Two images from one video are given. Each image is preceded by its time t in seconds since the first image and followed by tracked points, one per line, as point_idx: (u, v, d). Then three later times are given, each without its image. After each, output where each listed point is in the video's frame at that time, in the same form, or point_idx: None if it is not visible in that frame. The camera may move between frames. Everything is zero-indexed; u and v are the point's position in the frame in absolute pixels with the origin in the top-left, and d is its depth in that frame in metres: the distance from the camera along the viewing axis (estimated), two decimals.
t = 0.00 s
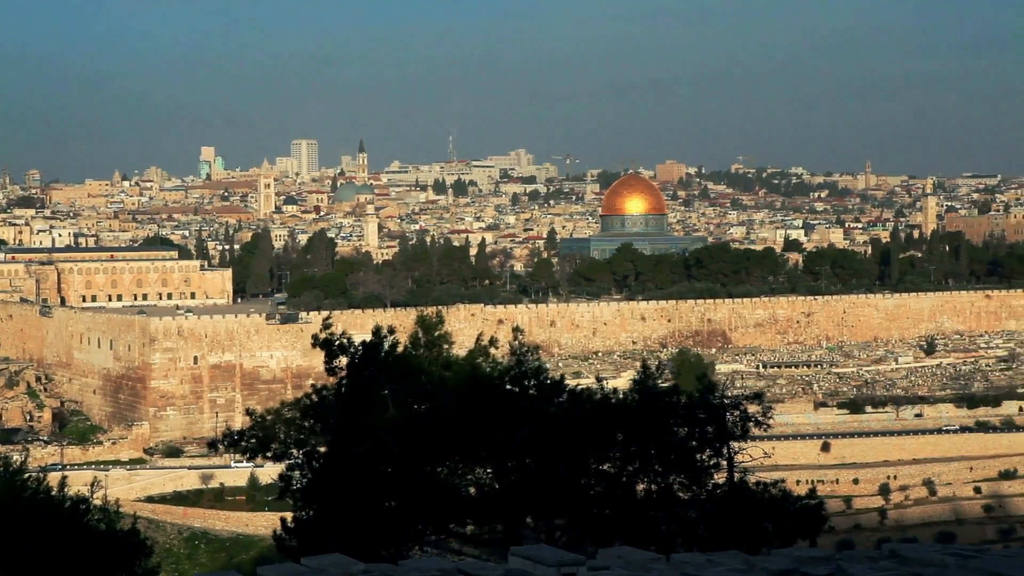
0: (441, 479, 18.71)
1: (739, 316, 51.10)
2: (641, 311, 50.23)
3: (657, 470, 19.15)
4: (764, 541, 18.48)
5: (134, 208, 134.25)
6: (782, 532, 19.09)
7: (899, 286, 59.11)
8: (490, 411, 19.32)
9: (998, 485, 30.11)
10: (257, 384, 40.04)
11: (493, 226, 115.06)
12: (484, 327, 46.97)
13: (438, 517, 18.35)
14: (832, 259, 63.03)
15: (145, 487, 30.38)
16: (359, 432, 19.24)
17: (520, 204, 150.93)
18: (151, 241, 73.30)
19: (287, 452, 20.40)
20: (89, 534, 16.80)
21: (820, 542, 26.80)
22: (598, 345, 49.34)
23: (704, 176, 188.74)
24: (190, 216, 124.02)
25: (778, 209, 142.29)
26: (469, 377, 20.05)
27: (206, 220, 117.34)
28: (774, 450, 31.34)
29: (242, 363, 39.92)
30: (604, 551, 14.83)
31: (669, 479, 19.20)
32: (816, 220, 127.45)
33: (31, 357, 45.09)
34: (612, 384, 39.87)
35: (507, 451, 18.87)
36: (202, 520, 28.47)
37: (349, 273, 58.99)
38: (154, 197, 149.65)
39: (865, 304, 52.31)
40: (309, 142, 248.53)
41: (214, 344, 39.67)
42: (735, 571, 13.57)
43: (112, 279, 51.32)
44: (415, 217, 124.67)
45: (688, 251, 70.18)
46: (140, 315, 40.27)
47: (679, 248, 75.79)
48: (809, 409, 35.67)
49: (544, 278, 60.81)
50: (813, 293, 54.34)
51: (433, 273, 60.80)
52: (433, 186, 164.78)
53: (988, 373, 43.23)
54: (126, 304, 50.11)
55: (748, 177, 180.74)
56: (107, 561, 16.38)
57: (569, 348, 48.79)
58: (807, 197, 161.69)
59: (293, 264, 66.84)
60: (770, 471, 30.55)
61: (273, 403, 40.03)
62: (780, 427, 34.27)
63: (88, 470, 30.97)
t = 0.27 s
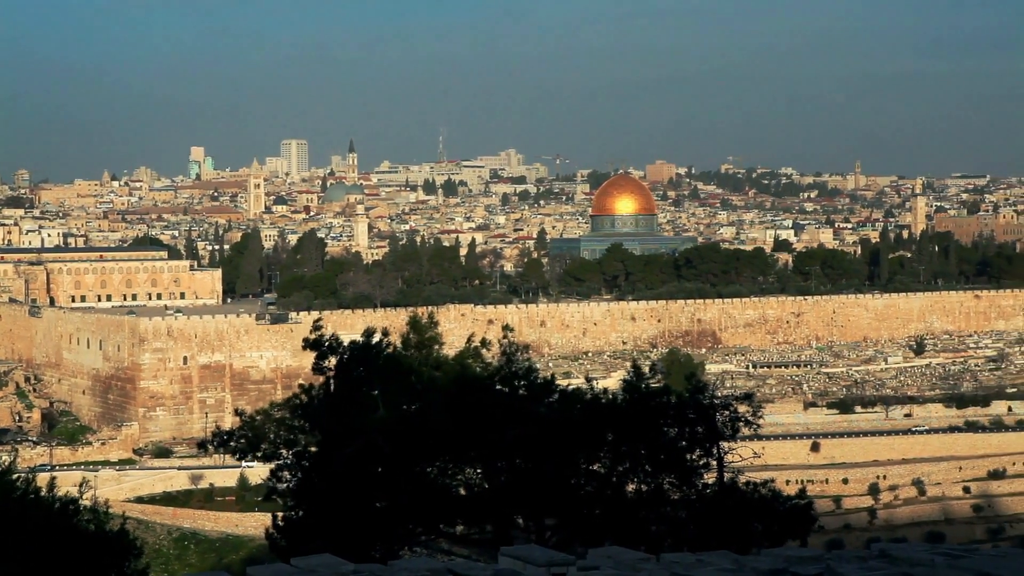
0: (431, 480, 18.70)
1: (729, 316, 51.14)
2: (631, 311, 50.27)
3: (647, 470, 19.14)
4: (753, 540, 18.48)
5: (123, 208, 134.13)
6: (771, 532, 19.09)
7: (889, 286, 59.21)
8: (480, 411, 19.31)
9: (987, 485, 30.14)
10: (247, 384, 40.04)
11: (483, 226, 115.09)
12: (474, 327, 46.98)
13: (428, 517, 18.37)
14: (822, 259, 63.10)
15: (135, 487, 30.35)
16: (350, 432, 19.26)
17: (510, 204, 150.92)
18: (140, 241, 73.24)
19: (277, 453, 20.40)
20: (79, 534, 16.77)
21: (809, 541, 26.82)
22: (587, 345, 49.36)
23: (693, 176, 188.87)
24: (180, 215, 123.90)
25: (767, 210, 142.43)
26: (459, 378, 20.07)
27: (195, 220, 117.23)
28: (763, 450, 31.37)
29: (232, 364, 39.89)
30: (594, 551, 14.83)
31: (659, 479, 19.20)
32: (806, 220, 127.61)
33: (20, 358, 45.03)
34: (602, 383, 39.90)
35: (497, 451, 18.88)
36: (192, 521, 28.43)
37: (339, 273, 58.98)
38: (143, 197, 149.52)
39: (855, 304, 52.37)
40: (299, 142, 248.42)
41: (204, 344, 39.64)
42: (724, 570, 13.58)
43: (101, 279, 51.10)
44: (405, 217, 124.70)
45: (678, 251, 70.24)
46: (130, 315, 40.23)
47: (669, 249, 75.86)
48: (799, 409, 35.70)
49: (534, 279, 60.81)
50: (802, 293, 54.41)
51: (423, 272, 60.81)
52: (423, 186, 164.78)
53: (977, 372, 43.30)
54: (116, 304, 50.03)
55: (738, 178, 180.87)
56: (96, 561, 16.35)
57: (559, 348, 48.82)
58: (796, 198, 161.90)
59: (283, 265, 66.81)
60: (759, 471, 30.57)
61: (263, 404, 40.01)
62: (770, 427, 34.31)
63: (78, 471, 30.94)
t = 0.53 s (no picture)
0: (424, 480, 18.71)
1: (722, 316, 51.14)
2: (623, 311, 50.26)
3: (639, 469, 19.15)
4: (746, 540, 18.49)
5: (115, 208, 133.94)
6: (763, 532, 19.09)
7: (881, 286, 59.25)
8: (472, 411, 19.33)
9: (979, 485, 30.16)
10: (239, 384, 39.99)
11: (476, 226, 115.02)
12: (467, 328, 46.95)
13: (420, 517, 18.38)
14: (814, 260, 63.13)
15: (126, 488, 30.33)
16: (342, 432, 19.25)
17: (503, 204, 150.90)
18: (132, 241, 73.12)
19: (269, 452, 20.41)
20: (70, 534, 16.79)
21: (802, 541, 26.81)
22: (580, 345, 49.35)
23: (686, 176, 188.88)
24: (172, 216, 123.74)
25: (759, 210, 142.50)
26: (451, 378, 20.06)
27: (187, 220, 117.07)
28: (756, 450, 31.36)
29: (224, 364, 39.86)
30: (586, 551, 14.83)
31: (651, 479, 19.20)
32: (799, 220, 127.68)
33: (12, 358, 44.96)
34: (594, 383, 39.90)
35: (489, 451, 18.88)
36: (184, 521, 28.41)
37: (331, 273, 58.93)
38: (136, 197, 149.32)
39: (847, 304, 52.40)
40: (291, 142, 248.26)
41: (196, 345, 39.61)
42: (717, 570, 13.59)
43: (93, 279, 51.02)
44: (398, 217, 124.66)
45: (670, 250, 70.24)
46: (121, 315, 40.19)
47: (661, 249, 75.86)
48: (792, 409, 35.70)
49: (526, 279, 60.77)
50: (794, 293, 54.45)
51: (416, 272, 60.78)
52: (416, 186, 164.68)
53: (969, 372, 43.32)
54: (109, 305, 49.94)
55: (730, 178, 180.88)
56: (87, 561, 16.37)
57: (551, 348, 48.80)
58: (788, 198, 161.99)
59: (275, 265, 66.73)
60: (752, 471, 30.58)
61: (255, 404, 39.99)
62: (762, 427, 34.30)
63: (69, 471, 30.91)
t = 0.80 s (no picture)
0: (416, 480, 18.72)
1: (713, 316, 51.17)
2: (615, 311, 50.28)
3: (631, 469, 19.15)
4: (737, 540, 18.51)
5: (107, 208, 133.84)
6: (755, 532, 19.10)
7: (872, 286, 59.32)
8: (463, 411, 19.33)
9: (970, 485, 30.18)
10: (231, 384, 39.97)
11: (469, 227, 115.00)
12: (459, 327, 46.94)
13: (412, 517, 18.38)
14: (805, 260, 63.19)
15: (118, 488, 30.32)
16: (334, 432, 19.27)
17: (495, 204, 150.93)
18: (123, 241, 73.06)
19: (261, 452, 20.40)
20: (61, 534, 16.78)
21: (793, 541, 26.83)
22: (572, 345, 49.36)
23: (678, 176, 188.96)
24: (164, 216, 123.64)
25: (751, 210, 142.61)
26: (443, 378, 20.07)
27: (178, 220, 117.00)
28: (747, 449, 31.38)
29: (216, 364, 39.83)
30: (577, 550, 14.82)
31: (642, 479, 19.20)
32: (791, 220, 127.78)
33: (3, 358, 44.90)
34: (586, 383, 39.92)
35: (480, 451, 18.90)
36: (175, 521, 28.38)
37: (323, 273, 58.92)
38: (127, 197, 149.20)
39: (839, 304, 52.47)
40: (283, 142, 248.16)
41: (187, 345, 39.58)
42: (708, 570, 13.59)
43: (84, 279, 50.95)
44: (390, 217, 124.68)
45: (662, 250, 70.26)
46: (113, 315, 40.16)
47: (653, 249, 75.89)
48: (783, 409, 35.71)
49: (518, 279, 60.77)
50: (786, 293, 54.49)
51: (408, 272, 60.78)
52: (408, 186, 164.63)
53: (960, 372, 43.37)
54: (100, 306, 49.85)
55: (722, 178, 180.95)
56: (77, 561, 16.36)
57: (543, 348, 48.80)
58: (780, 198, 162.11)
59: (267, 265, 66.68)
60: (743, 471, 30.61)
61: (247, 404, 39.98)
62: (754, 427, 34.32)
63: (60, 471, 30.89)
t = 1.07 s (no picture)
0: (407, 481, 18.72)
1: (704, 316, 51.21)
2: (606, 311, 50.30)
3: (622, 469, 19.16)
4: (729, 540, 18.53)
5: (97, 208, 133.71)
6: (746, 531, 19.13)
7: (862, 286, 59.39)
8: (455, 412, 19.33)
9: (960, 485, 30.21)
10: (222, 385, 39.95)
11: (460, 227, 114.97)
12: (450, 327, 46.94)
13: (403, 517, 18.39)
14: (796, 260, 63.24)
15: (109, 488, 30.26)
16: (325, 432, 19.26)
17: (486, 204, 150.93)
18: (114, 241, 72.99)
19: (251, 453, 20.39)
20: (53, 535, 16.77)
21: (784, 541, 26.83)
22: (563, 346, 49.35)
23: (669, 176, 189.04)
24: (154, 216, 123.54)
25: (742, 210, 142.73)
26: (434, 378, 20.07)
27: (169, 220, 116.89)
28: (738, 449, 31.41)
29: (206, 364, 39.81)
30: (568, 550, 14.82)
31: (634, 479, 19.21)
32: (781, 220, 127.99)
33: None
34: (577, 383, 39.93)
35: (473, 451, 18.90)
36: (166, 522, 28.36)
37: (313, 274, 58.90)
38: (117, 197, 149.06)
39: (829, 304, 52.52)
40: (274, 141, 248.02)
41: (178, 345, 39.55)
42: (699, 570, 13.60)
43: (74, 279, 50.88)
44: (380, 217, 124.71)
45: (652, 251, 70.29)
46: (103, 316, 40.12)
47: (644, 249, 75.93)
48: (774, 409, 35.74)
49: (509, 279, 60.77)
50: (776, 293, 54.53)
51: (398, 273, 60.76)
52: (399, 186, 164.60)
53: (950, 372, 43.42)
54: (90, 306, 49.80)
55: (713, 178, 181.01)
56: (69, 561, 16.35)
57: (534, 348, 48.80)
58: (771, 198, 162.21)
59: (258, 265, 66.62)
60: (734, 470, 30.63)
61: (237, 404, 39.96)
62: (745, 427, 34.34)
63: (50, 472, 30.86)
